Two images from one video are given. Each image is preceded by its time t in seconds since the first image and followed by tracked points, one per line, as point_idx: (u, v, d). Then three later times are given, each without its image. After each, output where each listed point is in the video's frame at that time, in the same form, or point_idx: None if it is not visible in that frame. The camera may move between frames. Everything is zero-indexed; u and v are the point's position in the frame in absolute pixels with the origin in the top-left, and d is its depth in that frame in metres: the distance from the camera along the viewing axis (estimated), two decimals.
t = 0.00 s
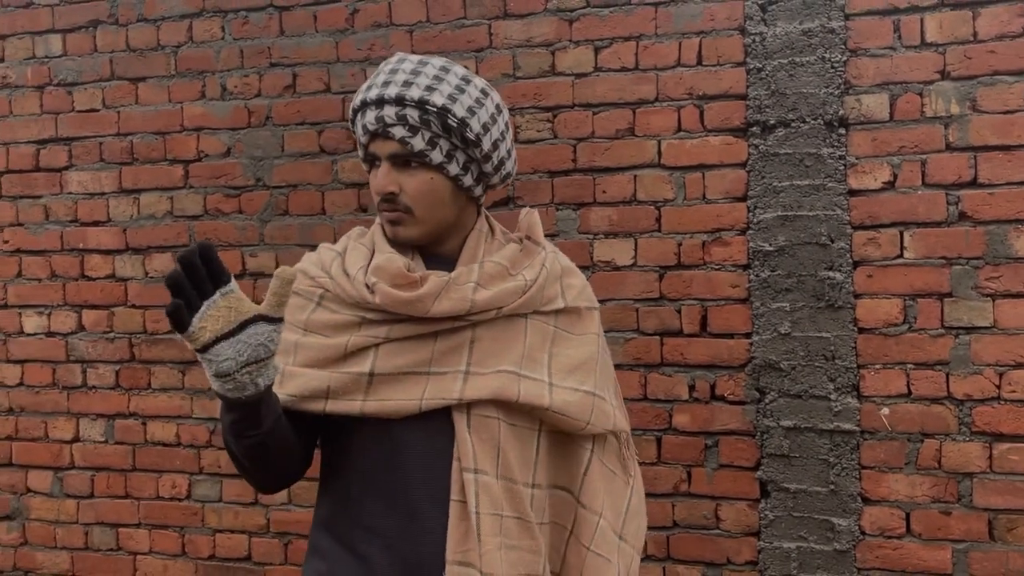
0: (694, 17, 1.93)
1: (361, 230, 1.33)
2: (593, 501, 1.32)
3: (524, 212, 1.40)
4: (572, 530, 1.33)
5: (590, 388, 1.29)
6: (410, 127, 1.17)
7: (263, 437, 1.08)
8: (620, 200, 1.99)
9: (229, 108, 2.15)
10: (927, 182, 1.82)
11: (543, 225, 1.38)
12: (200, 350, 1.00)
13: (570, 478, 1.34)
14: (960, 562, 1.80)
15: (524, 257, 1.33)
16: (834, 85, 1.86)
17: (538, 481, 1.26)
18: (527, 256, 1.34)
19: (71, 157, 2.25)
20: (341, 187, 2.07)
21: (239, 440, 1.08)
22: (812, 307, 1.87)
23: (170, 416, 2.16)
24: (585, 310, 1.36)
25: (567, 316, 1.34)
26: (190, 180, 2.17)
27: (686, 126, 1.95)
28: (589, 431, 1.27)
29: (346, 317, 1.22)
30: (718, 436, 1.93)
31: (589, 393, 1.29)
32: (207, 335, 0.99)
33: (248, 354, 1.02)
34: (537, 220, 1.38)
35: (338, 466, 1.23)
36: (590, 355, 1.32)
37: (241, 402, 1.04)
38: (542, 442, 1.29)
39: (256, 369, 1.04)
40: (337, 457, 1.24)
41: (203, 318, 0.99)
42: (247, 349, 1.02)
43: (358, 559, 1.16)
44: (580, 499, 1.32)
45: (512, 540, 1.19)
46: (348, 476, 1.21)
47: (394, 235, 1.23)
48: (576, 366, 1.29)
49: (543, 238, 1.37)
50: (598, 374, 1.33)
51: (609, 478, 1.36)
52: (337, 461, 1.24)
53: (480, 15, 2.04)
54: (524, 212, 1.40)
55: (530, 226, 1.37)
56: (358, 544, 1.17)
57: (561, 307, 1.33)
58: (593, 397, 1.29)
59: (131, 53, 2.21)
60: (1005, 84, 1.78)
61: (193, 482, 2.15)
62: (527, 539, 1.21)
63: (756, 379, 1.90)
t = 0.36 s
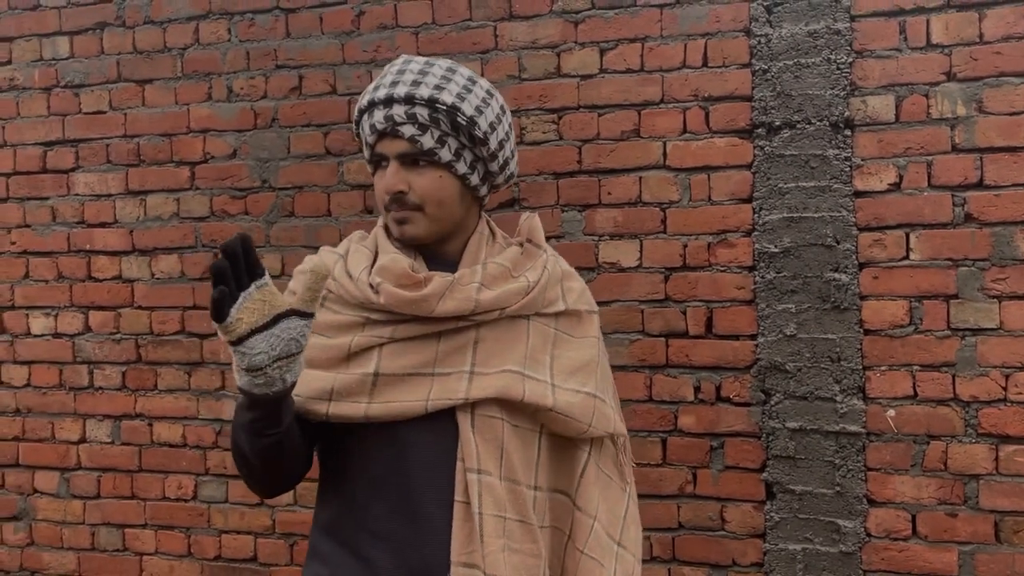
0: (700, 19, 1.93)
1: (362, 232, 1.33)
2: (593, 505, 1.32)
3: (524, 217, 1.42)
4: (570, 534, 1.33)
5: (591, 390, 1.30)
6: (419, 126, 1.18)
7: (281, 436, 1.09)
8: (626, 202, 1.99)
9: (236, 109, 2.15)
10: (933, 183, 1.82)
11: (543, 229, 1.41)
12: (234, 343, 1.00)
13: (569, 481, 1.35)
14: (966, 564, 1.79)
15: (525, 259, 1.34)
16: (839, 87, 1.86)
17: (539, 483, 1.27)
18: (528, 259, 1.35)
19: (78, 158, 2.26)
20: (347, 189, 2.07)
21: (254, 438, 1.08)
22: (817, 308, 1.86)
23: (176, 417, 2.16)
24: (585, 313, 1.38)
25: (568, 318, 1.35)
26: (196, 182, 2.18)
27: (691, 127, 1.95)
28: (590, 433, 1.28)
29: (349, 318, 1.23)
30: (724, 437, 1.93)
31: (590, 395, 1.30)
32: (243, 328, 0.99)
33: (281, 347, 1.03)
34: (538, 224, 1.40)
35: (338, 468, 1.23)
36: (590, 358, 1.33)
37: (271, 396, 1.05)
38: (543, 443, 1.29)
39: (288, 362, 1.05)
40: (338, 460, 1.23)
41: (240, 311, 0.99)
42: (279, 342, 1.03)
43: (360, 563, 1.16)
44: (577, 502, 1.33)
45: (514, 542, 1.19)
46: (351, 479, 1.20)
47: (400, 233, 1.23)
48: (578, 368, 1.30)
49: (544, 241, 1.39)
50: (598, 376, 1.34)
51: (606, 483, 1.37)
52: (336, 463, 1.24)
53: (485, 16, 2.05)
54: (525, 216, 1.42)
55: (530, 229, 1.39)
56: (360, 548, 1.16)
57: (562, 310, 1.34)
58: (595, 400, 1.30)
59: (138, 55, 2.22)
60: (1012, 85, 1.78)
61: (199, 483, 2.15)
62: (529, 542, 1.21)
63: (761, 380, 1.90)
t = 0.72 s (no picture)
0: (703, 20, 1.94)
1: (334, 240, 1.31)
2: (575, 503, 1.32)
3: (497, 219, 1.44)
4: (552, 534, 1.32)
5: (575, 386, 1.32)
6: (437, 121, 1.22)
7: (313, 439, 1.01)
8: (629, 203, 1.99)
9: (240, 111, 2.16)
10: (937, 185, 1.81)
11: (519, 232, 1.43)
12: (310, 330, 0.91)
13: (551, 481, 1.34)
14: (970, 566, 1.79)
15: (505, 259, 1.36)
16: (843, 88, 1.85)
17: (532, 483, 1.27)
18: (508, 258, 1.37)
19: (83, 160, 2.26)
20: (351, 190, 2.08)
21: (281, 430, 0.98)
22: (821, 310, 1.86)
23: (179, 418, 2.17)
24: (562, 313, 1.41)
25: (546, 316, 1.37)
26: (200, 183, 2.18)
27: (695, 129, 1.95)
28: (575, 430, 1.30)
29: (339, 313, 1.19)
30: (727, 439, 1.93)
31: (573, 391, 1.32)
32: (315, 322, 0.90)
33: (353, 347, 0.94)
34: (514, 225, 1.42)
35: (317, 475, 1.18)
36: (571, 356, 1.35)
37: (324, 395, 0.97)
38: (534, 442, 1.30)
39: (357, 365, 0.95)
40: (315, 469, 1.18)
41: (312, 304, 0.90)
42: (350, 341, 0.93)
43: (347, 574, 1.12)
44: (559, 501, 1.32)
45: (510, 542, 1.19)
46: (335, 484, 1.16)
47: (414, 230, 1.21)
48: (561, 366, 1.32)
49: (522, 241, 1.42)
50: (578, 374, 1.36)
51: (586, 481, 1.37)
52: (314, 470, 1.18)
53: (488, 18, 2.05)
54: (496, 218, 1.44)
55: (506, 231, 1.41)
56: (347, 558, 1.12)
57: (541, 309, 1.36)
58: (578, 396, 1.32)
59: (142, 57, 2.22)
60: (1015, 86, 1.78)
61: (203, 484, 2.16)
62: (524, 542, 1.21)
63: (764, 381, 1.90)
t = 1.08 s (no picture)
0: (705, 21, 1.93)
1: (348, 245, 1.31)
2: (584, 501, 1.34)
3: (510, 218, 1.43)
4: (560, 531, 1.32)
5: (585, 389, 1.33)
6: (451, 111, 1.25)
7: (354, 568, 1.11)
8: (631, 204, 1.99)
9: (242, 112, 2.16)
10: (940, 186, 1.81)
11: (534, 232, 1.43)
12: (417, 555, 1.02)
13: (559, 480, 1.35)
14: (973, 568, 1.79)
15: (521, 261, 1.37)
16: (845, 89, 1.85)
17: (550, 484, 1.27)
18: (524, 261, 1.37)
19: (85, 162, 2.27)
20: (353, 192, 2.08)
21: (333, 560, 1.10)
22: (823, 311, 1.86)
23: (182, 419, 2.17)
24: (573, 314, 1.41)
25: (559, 318, 1.37)
26: (203, 185, 2.19)
27: (697, 130, 1.95)
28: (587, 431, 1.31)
29: (358, 331, 1.21)
30: (729, 440, 1.93)
31: (583, 395, 1.33)
32: None
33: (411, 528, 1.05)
34: (528, 226, 1.42)
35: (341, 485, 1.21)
36: (580, 358, 1.37)
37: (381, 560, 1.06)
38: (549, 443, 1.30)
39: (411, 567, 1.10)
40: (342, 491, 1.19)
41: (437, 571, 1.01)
42: None
43: None
44: (569, 500, 1.33)
45: (531, 543, 1.19)
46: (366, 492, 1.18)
47: (440, 223, 1.22)
48: (572, 369, 1.33)
49: (536, 242, 1.42)
50: (586, 377, 1.38)
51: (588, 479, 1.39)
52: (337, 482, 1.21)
53: (490, 19, 2.05)
54: (510, 217, 1.44)
55: (520, 232, 1.42)
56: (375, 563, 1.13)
57: (555, 311, 1.36)
58: (588, 398, 1.34)
59: (145, 59, 2.23)
60: (1018, 87, 1.78)
61: (205, 485, 2.16)
62: (544, 543, 1.21)
63: (767, 383, 1.90)
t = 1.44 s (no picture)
0: (706, 22, 1.93)
1: (370, 243, 1.34)
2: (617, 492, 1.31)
3: (530, 214, 1.41)
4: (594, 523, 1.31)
5: (610, 381, 1.31)
6: (466, 113, 1.25)
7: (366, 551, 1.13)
8: (632, 204, 1.98)
9: (243, 113, 2.16)
10: (941, 186, 1.81)
11: (552, 228, 1.39)
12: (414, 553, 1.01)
13: (589, 472, 1.33)
14: (975, 569, 1.78)
15: (537, 257, 1.35)
16: (846, 89, 1.85)
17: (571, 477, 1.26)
18: (540, 256, 1.35)
19: (86, 162, 2.27)
20: (354, 193, 2.08)
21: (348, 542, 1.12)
22: (824, 311, 1.86)
23: (183, 420, 2.17)
24: (595, 307, 1.39)
25: (579, 313, 1.36)
26: (204, 185, 2.18)
27: (698, 130, 1.94)
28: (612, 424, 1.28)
29: (374, 326, 1.22)
30: (731, 441, 1.93)
31: (609, 386, 1.30)
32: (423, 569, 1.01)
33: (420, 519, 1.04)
34: (546, 222, 1.38)
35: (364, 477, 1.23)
36: (605, 350, 1.34)
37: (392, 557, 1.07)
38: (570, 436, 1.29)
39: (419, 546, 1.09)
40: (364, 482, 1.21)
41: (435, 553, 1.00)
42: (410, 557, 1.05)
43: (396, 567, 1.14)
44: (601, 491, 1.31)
45: (547, 534, 1.19)
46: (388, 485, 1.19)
47: (455, 222, 1.22)
48: (594, 361, 1.31)
49: (554, 238, 1.38)
50: (614, 369, 1.35)
51: (625, 470, 1.36)
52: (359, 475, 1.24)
53: (491, 20, 2.05)
54: (530, 214, 1.41)
55: (538, 228, 1.39)
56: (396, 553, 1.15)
57: (575, 305, 1.34)
58: (614, 389, 1.31)
59: (146, 60, 2.23)
60: (1020, 87, 1.77)
61: (205, 487, 2.16)
62: (561, 535, 1.20)
63: (768, 384, 1.90)
